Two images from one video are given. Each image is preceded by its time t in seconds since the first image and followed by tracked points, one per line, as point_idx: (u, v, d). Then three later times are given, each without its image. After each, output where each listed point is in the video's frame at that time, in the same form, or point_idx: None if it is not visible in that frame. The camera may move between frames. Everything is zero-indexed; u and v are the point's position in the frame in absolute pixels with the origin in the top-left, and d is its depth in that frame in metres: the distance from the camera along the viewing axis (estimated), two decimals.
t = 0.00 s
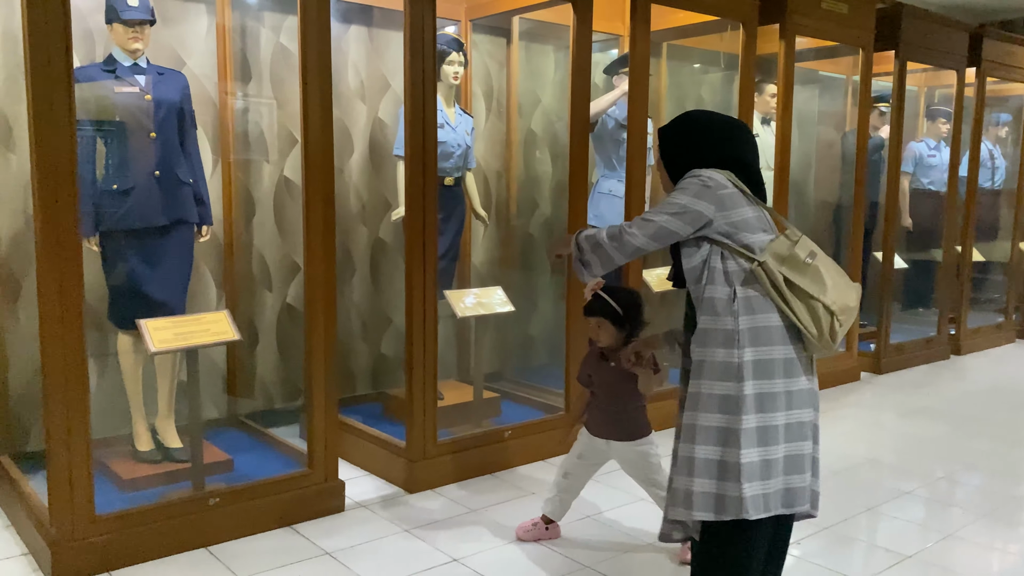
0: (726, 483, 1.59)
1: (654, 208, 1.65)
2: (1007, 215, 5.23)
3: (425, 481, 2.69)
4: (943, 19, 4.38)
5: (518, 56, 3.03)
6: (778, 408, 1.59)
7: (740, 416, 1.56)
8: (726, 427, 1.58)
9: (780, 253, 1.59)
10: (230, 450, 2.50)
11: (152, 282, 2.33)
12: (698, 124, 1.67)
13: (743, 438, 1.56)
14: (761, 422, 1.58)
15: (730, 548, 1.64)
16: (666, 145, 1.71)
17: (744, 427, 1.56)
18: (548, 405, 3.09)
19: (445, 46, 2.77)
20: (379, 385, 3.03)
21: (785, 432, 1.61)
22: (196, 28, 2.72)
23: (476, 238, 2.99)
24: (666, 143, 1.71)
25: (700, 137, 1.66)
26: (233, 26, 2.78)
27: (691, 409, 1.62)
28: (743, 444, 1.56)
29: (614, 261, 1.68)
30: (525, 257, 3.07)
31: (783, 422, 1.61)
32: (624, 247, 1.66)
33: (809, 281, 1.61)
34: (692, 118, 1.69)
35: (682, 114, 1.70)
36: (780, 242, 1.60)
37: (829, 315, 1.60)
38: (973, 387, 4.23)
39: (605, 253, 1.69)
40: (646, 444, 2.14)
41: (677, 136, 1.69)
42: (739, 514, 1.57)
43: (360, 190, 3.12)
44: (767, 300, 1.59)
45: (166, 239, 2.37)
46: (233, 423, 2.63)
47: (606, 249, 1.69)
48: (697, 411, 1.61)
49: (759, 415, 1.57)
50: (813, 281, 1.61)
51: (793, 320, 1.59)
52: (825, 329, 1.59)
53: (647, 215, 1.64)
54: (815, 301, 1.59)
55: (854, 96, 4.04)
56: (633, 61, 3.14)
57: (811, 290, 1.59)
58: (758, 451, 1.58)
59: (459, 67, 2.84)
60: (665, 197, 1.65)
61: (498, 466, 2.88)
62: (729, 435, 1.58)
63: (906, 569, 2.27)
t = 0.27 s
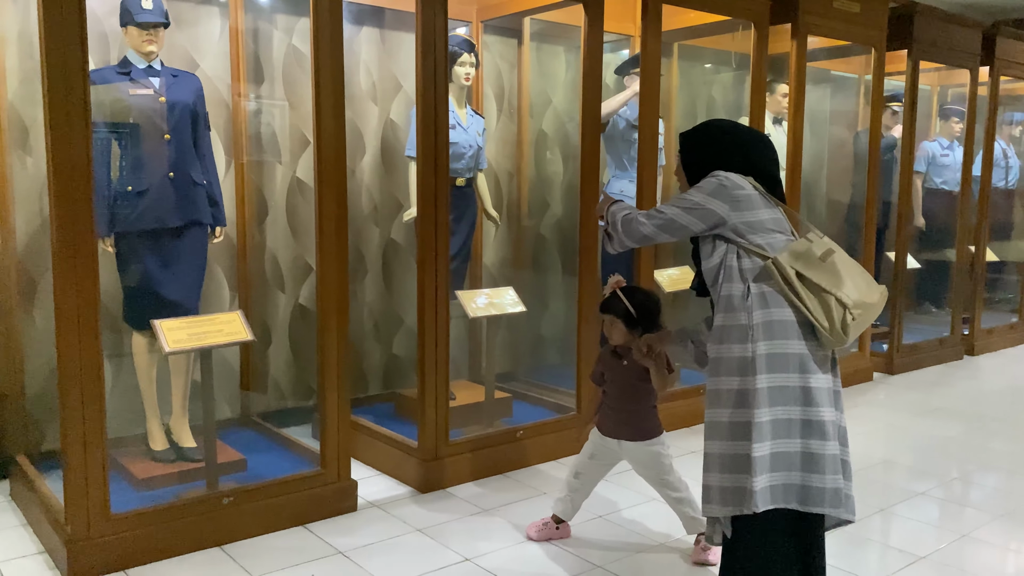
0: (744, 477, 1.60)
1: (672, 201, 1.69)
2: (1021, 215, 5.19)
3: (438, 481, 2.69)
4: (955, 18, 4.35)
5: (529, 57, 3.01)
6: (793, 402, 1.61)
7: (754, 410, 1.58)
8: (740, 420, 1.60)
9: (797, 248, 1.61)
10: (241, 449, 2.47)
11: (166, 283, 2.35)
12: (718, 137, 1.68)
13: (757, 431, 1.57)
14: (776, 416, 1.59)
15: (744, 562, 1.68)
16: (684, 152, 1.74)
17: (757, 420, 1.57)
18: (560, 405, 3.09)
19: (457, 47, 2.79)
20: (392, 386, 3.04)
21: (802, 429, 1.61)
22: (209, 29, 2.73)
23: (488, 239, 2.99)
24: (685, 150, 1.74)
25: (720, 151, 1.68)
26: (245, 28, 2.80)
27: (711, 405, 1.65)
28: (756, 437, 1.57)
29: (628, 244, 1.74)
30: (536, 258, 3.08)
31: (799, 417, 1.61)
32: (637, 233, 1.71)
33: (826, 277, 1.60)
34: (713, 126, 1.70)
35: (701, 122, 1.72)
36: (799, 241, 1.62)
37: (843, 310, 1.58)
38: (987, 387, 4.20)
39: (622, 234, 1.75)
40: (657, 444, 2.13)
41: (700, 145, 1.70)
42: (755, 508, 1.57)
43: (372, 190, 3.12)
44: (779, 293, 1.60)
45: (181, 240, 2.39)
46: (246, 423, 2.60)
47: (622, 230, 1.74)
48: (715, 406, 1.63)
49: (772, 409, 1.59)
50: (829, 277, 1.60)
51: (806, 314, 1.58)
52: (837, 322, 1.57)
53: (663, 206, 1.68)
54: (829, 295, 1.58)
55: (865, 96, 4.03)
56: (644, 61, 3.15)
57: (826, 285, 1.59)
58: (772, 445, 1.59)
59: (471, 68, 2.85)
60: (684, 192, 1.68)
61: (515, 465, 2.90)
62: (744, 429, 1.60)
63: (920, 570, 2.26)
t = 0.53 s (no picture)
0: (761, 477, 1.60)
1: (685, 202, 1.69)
2: None
3: (446, 482, 2.69)
4: (964, 16, 4.33)
5: (536, 57, 3.01)
6: (809, 403, 1.60)
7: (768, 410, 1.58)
8: (755, 421, 1.61)
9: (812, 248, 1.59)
10: (250, 449, 2.51)
11: (175, 284, 2.35)
12: (730, 139, 1.68)
13: (772, 432, 1.57)
14: (790, 416, 1.60)
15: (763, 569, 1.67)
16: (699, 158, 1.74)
17: (771, 419, 1.58)
18: (568, 406, 3.09)
19: (464, 47, 2.78)
20: (399, 386, 3.04)
21: (819, 431, 1.60)
22: (217, 32, 2.75)
23: (495, 239, 2.98)
24: (696, 157, 1.73)
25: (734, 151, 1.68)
26: (253, 28, 2.79)
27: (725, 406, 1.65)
28: (771, 437, 1.57)
29: (640, 247, 1.72)
30: (545, 258, 3.07)
31: (814, 419, 1.60)
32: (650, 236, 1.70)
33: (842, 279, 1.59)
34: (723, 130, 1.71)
35: (713, 125, 1.71)
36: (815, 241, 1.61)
37: (858, 310, 1.56)
38: (997, 387, 4.17)
39: (634, 237, 1.73)
40: (665, 446, 2.12)
41: (713, 149, 1.70)
42: (770, 507, 1.58)
43: (380, 191, 3.13)
44: (793, 294, 1.59)
45: (189, 241, 2.39)
46: (255, 424, 2.63)
47: (634, 233, 1.72)
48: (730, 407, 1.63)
49: (787, 409, 1.59)
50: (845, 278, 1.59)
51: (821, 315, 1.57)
52: (853, 324, 1.56)
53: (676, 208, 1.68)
54: (845, 297, 1.56)
55: (873, 96, 4.02)
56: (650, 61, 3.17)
57: (842, 287, 1.57)
58: (787, 445, 1.60)
59: (478, 68, 2.83)
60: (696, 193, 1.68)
61: (525, 465, 2.90)
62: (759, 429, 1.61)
63: (930, 571, 2.25)
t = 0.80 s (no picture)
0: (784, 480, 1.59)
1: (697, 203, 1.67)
2: None
3: (448, 482, 2.69)
4: (969, 14, 4.31)
5: (539, 57, 3.03)
6: (828, 405, 1.60)
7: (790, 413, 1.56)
8: (778, 424, 1.58)
9: (829, 249, 1.59)
10: (252, 449, 2.51)
11: (178, 284, 2.34)
12: (727, 140, 1.67)
13: (795, 434, 1.56)
14: (810, 418, 1.59)
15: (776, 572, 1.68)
16: (697, 167, 1.72)
17: (796, 424, 1.56)
18: (572, 406, 3.09)
19: (466, 47, 2.78)
20: (402, 386, 3.04)
21: (836, 433, 1.60)
22: (219, 33, 2.75)
23: (499, 239, 2.99)
24: (694, 168, 1.73)
25: (735, 152, 1.67)
26: (256, 29, 2.79)
27: (745, 410, 1.60)
28: (794, 440, 1.56)
29: (652, 250, 1.71)
30: (548, 258, 3.07)
31: (833, 420, 1.60)
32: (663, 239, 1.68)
33: (859, 279, 1.59)
34: (714, 132, 1.70)
35: (701, 133, 1.71)
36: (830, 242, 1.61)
37: (879, 313, 1.57)
38: (1003, 387, 4.16)
39: (646, 238, 1.72)
40: (667, 446, 2.12)
41: (706, 155, 1.70)
42: (793, 509, 1.58)
43: (382, 191, 3.12)
44: (811, 296, 1.58)
45: (192, 242, 2.38)
46: (257, 423, 2.63)
47: (646, 233, 1.71)
48: (752, 412, 1.59)
49: (807, 411, 1.58)
50: (863, 278, 1.59)
51: (842, 317, 1.57)
52: (874, 324, 1.56)
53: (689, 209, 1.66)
54: (865, 297, 1.57)
55: (877, 93, 4.01)
56: (654, 59, 3.15)
57: (860, 287, 1.57)
58: (807, 446, 1.59)
59: (481, 68, 2.82)
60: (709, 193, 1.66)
61: (529, 465, 2.89)
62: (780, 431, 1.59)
63: (935, 572, 2.24)
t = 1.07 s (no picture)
0: (812, 494, 1.55)
1: (714, 240, 1.57)
2: None
3: (449, 484, 2.67)
4: (971, 12, 4.29)
5: (539, 56, 3.01)
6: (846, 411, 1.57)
7: (821, 428, 1.51)
8: (806, 438, 1.54)
9: (840, 253, 1.56)
10: (253, 451, 2.51)
11: (177, 285, 2.33)
12: (709, 153, 1.63)
13: (827, 449, 1.51)
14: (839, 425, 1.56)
15: None
16: (683, 191, 1.67)
17: (829, 437, 1.51)
18: (574, 407, 3.08)
19: (467, 46, 2.76)
20: (403, 387, 3.02)
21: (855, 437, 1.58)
22: (218, 32, 2.73)
23: (499, 239, 2.99)
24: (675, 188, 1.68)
25: (721, 163, 1.62)
26: (255, 28, 2.79)
27: (767, 426, 1.55)
28: (827, 455, 1.51)
29: (701, 305, 1.57)
30: (549, 258, 3.06)
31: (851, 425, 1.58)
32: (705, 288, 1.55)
33: (874, 280, 1.57)
34: (690, 147, 1.66)
35: (677, 153, 1.66)
36: (836, 244, 1.57)
37: (902, 312, 1.56)
38: (1006, 386, 4.14)
39: (682, 293, 1.58)
40: (670, 449, 2.10)
41: (685, 174, 1.65)
42: (830, 525, 1.54)
43: (383, 191, 3.11)
44: (832, 304, 1.55)
45: (191, 242, 2.37)
46: (258, 426, 2.65)
47: (681, 288, 1.58)
48: (777, 428, 1.54)
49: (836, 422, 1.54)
50: (877, 279, 1.57)
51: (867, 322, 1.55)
52: (898, 325, 1.56)
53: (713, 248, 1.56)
54: (886, 299, 1.55)
55: (879, 92, 4.00)
56: (655, 57, 3.14)
57: (879, 289, 1.55)
58: (836, 458, 1.56)
59: (481, 67, 2.80)
60: (718, 224, 1.57)
61: (531, 466, 2.88)
62: (807, 445, 1.55)
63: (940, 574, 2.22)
